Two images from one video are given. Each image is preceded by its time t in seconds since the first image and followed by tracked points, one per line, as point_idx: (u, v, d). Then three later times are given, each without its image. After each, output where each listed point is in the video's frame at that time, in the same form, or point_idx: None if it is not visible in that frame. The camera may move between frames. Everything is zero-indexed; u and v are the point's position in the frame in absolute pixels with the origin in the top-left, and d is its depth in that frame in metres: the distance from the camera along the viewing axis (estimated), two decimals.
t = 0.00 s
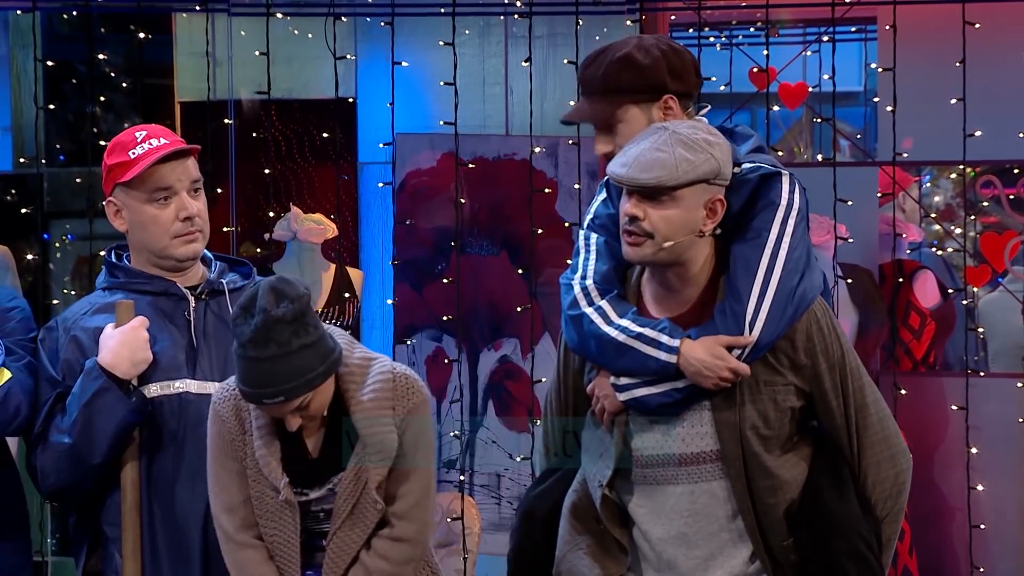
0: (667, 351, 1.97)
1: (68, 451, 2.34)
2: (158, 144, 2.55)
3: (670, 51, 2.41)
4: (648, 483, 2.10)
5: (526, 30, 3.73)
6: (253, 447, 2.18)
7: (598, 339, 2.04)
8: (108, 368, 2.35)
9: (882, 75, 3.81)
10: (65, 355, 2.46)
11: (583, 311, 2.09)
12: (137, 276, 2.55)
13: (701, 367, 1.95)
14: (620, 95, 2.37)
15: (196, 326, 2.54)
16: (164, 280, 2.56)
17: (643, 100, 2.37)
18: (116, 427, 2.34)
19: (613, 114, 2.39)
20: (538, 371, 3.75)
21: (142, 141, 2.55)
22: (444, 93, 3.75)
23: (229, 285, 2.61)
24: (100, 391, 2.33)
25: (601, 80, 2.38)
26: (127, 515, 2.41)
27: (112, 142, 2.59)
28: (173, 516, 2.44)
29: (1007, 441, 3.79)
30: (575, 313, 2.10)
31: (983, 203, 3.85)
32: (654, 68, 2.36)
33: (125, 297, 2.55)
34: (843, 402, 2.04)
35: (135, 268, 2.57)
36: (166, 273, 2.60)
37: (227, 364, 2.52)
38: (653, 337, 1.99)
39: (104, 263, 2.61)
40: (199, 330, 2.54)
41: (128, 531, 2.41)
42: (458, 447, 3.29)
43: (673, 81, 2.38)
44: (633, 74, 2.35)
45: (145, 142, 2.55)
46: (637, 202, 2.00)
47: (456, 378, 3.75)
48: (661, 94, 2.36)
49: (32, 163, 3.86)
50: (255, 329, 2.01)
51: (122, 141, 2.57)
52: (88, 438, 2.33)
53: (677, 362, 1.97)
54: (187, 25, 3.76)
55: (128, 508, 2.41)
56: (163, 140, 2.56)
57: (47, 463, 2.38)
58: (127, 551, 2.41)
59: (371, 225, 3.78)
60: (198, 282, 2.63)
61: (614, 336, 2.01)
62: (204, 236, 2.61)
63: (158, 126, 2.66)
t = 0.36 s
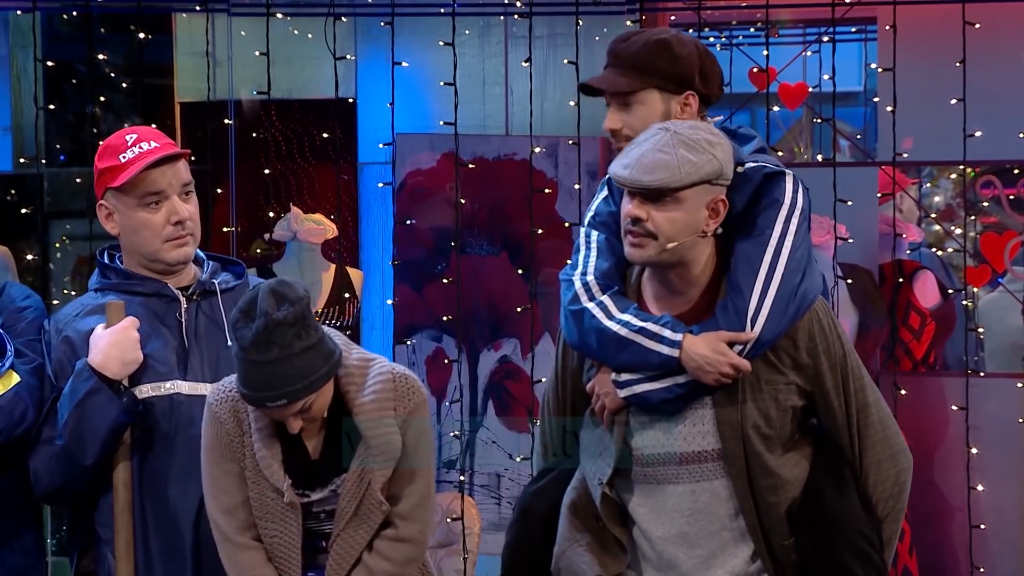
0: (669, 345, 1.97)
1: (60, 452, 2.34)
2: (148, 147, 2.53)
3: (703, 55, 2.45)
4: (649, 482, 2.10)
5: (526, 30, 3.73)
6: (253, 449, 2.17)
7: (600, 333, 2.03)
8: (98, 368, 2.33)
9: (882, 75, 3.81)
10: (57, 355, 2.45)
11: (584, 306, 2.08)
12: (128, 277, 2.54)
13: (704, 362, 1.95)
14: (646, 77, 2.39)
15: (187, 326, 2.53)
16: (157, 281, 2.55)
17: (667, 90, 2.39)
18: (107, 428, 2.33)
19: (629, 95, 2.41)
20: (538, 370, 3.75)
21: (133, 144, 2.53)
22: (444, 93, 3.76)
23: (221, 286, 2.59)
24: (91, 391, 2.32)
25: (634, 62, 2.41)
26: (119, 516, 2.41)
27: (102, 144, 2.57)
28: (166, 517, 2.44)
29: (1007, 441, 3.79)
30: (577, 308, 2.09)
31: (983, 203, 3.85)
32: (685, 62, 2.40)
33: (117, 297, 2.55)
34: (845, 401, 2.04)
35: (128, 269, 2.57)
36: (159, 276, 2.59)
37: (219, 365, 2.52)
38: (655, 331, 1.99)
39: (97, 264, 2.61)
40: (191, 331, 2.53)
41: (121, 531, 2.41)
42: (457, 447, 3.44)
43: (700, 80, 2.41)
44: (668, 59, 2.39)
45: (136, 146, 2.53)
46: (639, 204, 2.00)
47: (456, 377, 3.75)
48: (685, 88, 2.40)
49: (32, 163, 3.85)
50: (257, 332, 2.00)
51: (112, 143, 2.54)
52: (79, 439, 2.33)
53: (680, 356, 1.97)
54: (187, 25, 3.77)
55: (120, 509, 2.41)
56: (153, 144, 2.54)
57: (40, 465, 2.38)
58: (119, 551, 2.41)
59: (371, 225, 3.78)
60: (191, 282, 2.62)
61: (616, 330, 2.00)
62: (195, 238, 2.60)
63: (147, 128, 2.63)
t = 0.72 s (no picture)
0: (676, 347, 1.97)
1: (56, 453, 2.34)
2: (148, 149, 2.53)
3: (699, 52, 2.45)
4: (655, 480, 2.11)
5: (526, 30, 3.74)
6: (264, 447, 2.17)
7: (607, 336, 2.02)
8: (93, 369, 2.32)
9: (882, 75, 3.81)
10: (51, 357, 2.45)
11: (590, 308, 2.07)
12: (124, 279, 2.54)
13: (711, 362, 1.95)
14: (642, 79, 2.39)
15: (183, 328, 2.53)
16: (151, 281, 2.54)
17: (665, 88, 2.40)
18: (103, 429, 2.33)
19: (627, 98, 2.40)
20: (538, 371, 3.74)
21: (133, 146, 2.53)
22: (444, 93, 3.76)
23: (216, 286, 2.60)
24: (85, 392, 2.31)
25: (631, 59, 2.41)
26: (115, 517, 2.40)
27: (102, 144, 2.56)
28: (162, 518, 2.43)
29: (1006, 441, 3.80)
30: (582, 310, 2.09)
31: (983, 203, 3.85)
32: (680, 59, 2.40)
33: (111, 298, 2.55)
34: (850, 399, 2.04)
35: (123, 270, 2.56)
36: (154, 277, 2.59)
37: (216, 368, 2.52)
38: (662, 332, 1.98)
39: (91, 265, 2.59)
40: (186, 332, 2.53)
41: (117, 531, 2.40)
42: (458, 446, 3.66)
43: (698, 77, 2.42)
44: (662, 57, 2.40)
45: (136, 148, 2.53)
46: (647, 196, 2.00)
47: (456, 377, 3.76)
48: (682, 86, 2.40)
49: (32, 163, 3.85)
50: (279, 328, 2.02)
51: (112, 144, 2.54)
52: (74, 440, 2.32)
53: (687, 357, 1.97)
54: (187, 25, 3.77)
55: (116, 511, 2.40)
56: (154, 146, 2.54)
57: (35, 467, 2.37)
58: (116, 551, 2.40)
59: (371, 225, 3.78)
60: (185, 283, 2.61)
61: (624, 332, 2.00)
62: (192, 240, 2.59)
63: (148, 129, 2.63)
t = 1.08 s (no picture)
0: (679, 344, 1.98)
1: (49, 454, 2.31)
2: (136, 149, 2.52)
3: (670, 56, 2.43)
4: (661, 481, 2.10)
5: (526, 30, 3.74)
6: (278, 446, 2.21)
7: (609, 335, 2.03)
8: (85, 368, 2.31)
9: (882, 75, 3.81)
10: (44, 361, 2.44)
11: (592, 309, 2.08)
12: (115, 279, 2.54)
13: (715, 361, 1.96)
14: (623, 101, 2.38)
15: (176, 328, 2.53)
16: (144, 282, 2.54)
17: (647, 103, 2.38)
18: (96, 429, 2.31)
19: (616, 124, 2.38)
20: (538, 370, 3.73)
21: (121, 146, 2.52)
22: (444, 93, 3.77)
23: (207, 285, 2.59)
24: (77, 391, 2.29)
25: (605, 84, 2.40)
26: (109, 516, 2.40)
27: (89, 145, 2.55)
28: (158, 518, 2.44)
29: (1006, 441, 3.80)
30: (584, 311, 2.09)
31: (983, 203, 3.85)
32: (654, 71, 2.38)
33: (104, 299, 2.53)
34: (854, 396, 2.05)
35: (114, 271, 2.55)
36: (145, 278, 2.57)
37: (211, 368, 2.51)
38: (665, 331, 1.99)
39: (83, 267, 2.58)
40: (179, 332, 2.53)
41: (111, 532, 2.39)
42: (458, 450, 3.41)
43: (675, 82, 2.40)
44: (633, 76, 2.38)
45: (124, 147, 2.52)
46: (646, 202, 2.00)
47: (456, 377, 3.77)
48: (664, 96, 2.38)
49: (32, 163, 3.85)
50: (292, 331, 2.06)
51: (100, 145, 2.53)
52: (67, 440, 2.30)
53: (690, 355, 1.97)
54: (187, 25, 3.77)
55: (109, 510, 2.40)
56: (142, 145, 2.53)
57: (28, 467, 2.34)
58: (111, 552, 2.39)
59: (370, 225, 3.78)
60: (176, 283, 2.61)
61: (626, 331, 2.00)
62: (183, 240, 2.58)
63: (135, 130, 2.62)
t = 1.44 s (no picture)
0: (685, 344, 1.96)
1: (41, 454, 2.31)
2: (123, 145, 2.52)
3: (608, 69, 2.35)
4: (665, 481, 2.11)
5: (526, 30, 3.75)
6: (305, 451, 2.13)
7: (614, 336, 2.02)
8: (75, 369, 2.30)
9: (882, 75, 3.81)
10: (38, 362, 2.43)
11: (596, 309, 2.07)
12: (110, 279, 2.53)
13: (722, 359, 1.94)
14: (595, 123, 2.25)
15: (169, 327, 2.52)
16: (138, 282, 2.53)
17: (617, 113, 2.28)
18: (87, 429, 2.30)
19: (599, 144, 2.25)
20: (538, 370, 3.73)
21: (108, 143, 2.52)
22: (444, 93, 3.77)
23: (203, 285, 2.59)
24: (67, 392, 2.29)
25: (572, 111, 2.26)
26: (101, 516, 2.38)
27: (78, 145, 2.56)
28: (150, 520, 2.41)
29: (1006, 441, 3.80)
30: (588, 311, 2.08)
31: (983, 203, 3.85)
32: (607, 83, 2.29)
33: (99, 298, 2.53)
34: (858, 395, 2.05)
35: (108, 270, 2.55)
36: (140, 276, 2.57)
37: (205, 368, 2.50)
38: (671, 330, 1.98)
39: (80, 266, 2.57)
40: (173, 331, 2.52)
41: (104, 533, 2.38)
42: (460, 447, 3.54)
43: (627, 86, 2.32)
44: (594, 94, 2.27)
45: (111, 144, 2.52)
46: (651, 195, 1.99)
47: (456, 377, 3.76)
48: (626, 98, 2.30)
49: (32, 163, 3.85)
50: (314, 339, 1.97)
51: (88, 144, 2.54)
52: (58, 440, 2.30)
53: (696, 355, 1.96)
54: (187, 25, 3.78)
55: (101, 510, 2.38)
56: (129, 140, 2.54)
57: (20, 468, 2.34)
58: (104, 553, 2.38)
59: (370, 226, 3.78)
60: (172, 283, 2.61)
61: (631, 331, 1.99)
62: (175, 235, 2.58)
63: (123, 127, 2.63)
